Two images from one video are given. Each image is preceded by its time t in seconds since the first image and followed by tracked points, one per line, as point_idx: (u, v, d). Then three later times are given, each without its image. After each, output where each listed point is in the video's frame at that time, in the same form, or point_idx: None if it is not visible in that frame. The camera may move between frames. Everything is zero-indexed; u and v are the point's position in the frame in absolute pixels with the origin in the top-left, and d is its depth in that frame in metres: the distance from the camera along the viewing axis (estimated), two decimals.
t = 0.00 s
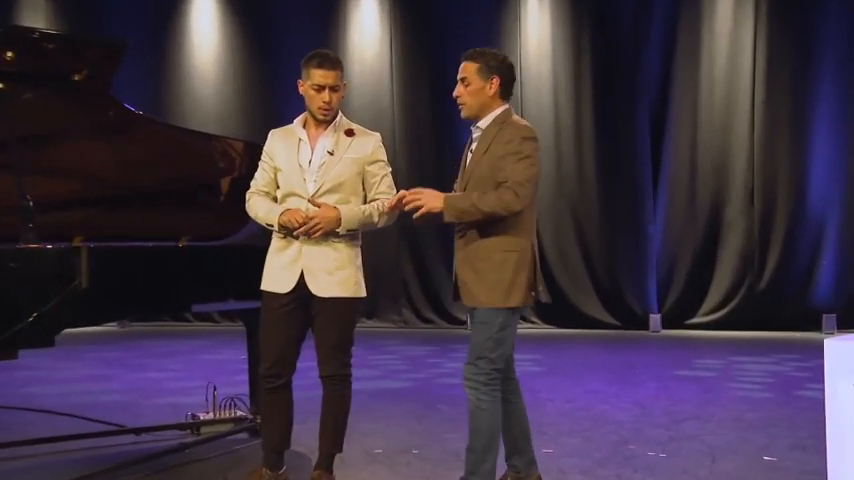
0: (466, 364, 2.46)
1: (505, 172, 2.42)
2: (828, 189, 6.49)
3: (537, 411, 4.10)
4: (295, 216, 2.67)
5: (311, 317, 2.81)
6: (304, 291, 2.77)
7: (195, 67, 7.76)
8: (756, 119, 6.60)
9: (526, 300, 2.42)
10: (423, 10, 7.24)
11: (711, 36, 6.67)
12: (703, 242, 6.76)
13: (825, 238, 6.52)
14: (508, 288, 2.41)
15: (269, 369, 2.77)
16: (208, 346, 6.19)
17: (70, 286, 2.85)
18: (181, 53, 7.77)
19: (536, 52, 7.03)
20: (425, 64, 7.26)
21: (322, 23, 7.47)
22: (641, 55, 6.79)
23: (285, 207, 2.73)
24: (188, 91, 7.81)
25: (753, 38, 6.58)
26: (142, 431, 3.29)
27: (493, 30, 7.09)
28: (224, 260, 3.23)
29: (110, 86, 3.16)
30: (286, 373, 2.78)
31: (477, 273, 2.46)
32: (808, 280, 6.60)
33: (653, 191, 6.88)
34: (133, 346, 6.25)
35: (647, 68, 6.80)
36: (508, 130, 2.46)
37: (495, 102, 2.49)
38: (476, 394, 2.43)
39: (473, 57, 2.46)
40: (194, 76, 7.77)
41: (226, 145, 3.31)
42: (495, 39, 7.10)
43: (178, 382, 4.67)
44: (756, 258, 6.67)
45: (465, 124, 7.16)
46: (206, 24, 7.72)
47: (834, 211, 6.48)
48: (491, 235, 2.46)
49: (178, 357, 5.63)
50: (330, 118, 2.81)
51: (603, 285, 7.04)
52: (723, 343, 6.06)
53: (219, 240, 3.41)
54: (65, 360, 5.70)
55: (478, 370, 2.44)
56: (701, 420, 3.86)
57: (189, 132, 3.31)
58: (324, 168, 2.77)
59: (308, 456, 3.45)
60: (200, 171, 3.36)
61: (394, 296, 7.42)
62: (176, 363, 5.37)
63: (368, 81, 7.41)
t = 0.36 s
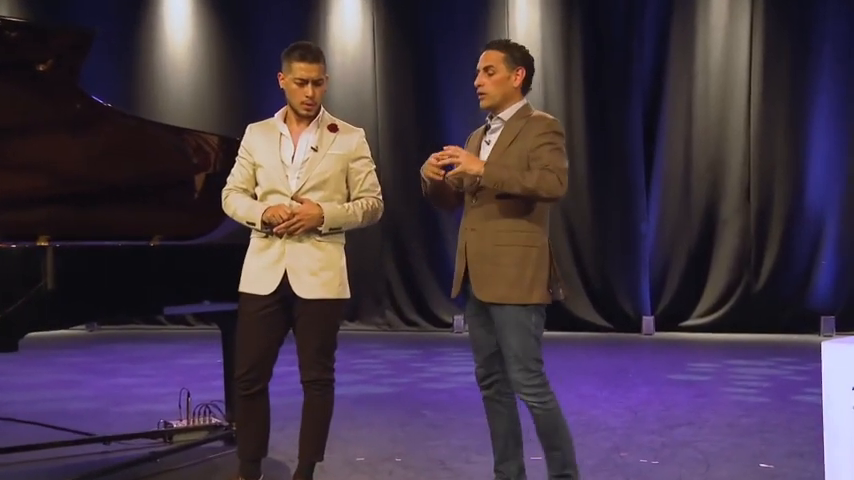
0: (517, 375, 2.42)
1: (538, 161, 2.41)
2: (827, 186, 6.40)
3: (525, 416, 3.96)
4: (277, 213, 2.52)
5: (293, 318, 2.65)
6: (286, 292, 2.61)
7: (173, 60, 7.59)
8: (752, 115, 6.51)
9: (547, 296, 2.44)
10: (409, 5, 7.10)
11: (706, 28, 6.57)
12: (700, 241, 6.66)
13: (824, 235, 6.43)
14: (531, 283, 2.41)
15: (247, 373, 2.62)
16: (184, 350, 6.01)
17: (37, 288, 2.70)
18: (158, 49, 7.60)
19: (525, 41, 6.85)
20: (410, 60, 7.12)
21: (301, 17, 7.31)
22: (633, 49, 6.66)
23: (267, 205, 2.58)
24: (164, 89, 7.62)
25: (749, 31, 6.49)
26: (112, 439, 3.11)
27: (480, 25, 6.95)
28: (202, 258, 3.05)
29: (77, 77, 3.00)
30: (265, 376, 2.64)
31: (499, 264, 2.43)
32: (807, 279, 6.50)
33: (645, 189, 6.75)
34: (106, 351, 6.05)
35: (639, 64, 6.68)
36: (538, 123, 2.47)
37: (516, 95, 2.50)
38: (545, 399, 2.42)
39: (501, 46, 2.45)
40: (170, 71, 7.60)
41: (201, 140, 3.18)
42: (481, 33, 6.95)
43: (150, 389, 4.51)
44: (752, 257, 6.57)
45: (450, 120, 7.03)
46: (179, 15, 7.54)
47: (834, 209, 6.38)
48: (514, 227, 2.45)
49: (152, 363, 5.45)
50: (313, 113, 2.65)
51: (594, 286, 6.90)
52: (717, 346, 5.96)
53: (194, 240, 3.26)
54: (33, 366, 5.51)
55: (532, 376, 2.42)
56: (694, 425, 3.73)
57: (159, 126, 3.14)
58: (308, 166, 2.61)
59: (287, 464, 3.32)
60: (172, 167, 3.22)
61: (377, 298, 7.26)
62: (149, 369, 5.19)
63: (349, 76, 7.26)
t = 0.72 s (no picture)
0: (538, 376, 2.40)
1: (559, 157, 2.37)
2: (818, 187, 6.37)
3: (512, 420, 3.89)
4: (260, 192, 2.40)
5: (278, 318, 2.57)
6: (276, 292, 2.51)
7: (155, 58, 7.48)
8: (743, 113, 6.47)
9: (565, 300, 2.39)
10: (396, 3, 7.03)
11: (697, 25, 6.53)
12: (690, 242, 6.62)
13: (816, 235, 6.40)
14: (550, 284, 2.35)
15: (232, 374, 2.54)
16: (164, 353, 5.90)
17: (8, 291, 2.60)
18: (141, 46, 7.50)
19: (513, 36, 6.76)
20: (396, 59, 7.04)
21: (284, 14, 7.22)
22: (622, 47, 6.61)
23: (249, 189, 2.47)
24: (145, 87, 7.50)
25: (740, 29, 6.45)
26: (87, 445, 3.02)
27: (467, 23, 6.89)
28: (187, 257, 2.99)
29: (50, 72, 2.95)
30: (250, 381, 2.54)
31: (518, 263, 2.37)
32: (798, 280, 6.47)
33: (635, 190, 6.70)
34: (84, 354, 5.94)
35: (628, 63, 6.63)
36: (557, 120, 2.43)
37: (532, 90, 2.47)
38: (563, 399, 2.39)
39: (519, 40, 2.42)
40: (150, 69, 7.49)
41: (178, 134, 3.14)
42: (468, 30, 6.89)
43: (128, 393, 4.41)
44: (743, 257, 6.53)
45: (436, 119, 6.96)
46: (158, 11, 7.47)
47: (826, 209, 6.35)
48: (534, 226, 2.39)
49: (130, 366, 5.35)
50: (296, 112, 2.57)
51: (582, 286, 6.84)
52: (708, 348, 5.91)
53: (170, 240, 3.16)
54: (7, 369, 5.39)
55: (553, 374, 2.40)
56: (685, 429, 3.67)
57: (140, 123, 3.10)
58: (293, 164, 2.54)
59: (271, 465, 3.22)
60: (150, 164, 3.17)
61: (362, 300, 7.18)
62: (128, 372, 5.09)
63: (333, 74, 7.18)
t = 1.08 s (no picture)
0: (531, 376, 2.45)
1: (554, 168, 2.40)
2: (808, 186, 6.36)
3: (501, 422, 3.85)
4: (249, 144, 2.38)
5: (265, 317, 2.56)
6: (267, 284, 2.51)
7: (139, 56, 7.41)
8: (732, 112, 6.47)
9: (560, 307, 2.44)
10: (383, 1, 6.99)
11: (686, 24, 6.52)
12: (679, 242, 6.61)
13: (806, 235, 6.39)
14: (542, 292, 2.40)
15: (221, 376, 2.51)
16: (148, 355, 5.84)
17: None
18: (126, 46, 7.42)
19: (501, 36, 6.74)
20: (384, 58, 7.00)
21: (271, 12, 7.17)
22: (611, 47, 6.59)
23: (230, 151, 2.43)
24: (130, 87, 7.43)
25: (730, 28, 6.44)
26: (69, 449, 2.94)
27: (456, 23, 6.86)
28: (171, 256, 2.96)
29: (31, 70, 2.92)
30: (240, 380, 2.51)
31: (513, 270, 2.43)
32: (788, 280, 6.47)
33: (624, 190, 6.69)
34: (67, 356, 5.87)
35: (617, 63, 6.61)
36: (555, 127, 2.44)
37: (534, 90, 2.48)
38: (555, 401, 2.44)
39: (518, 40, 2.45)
40: (134, 68, 7.42)
41: (160, 133, 3.13)
42: (457, 29, 6.86)
43: (110, 396, 4.36)
44: (733, 257, 6.51)
45: (425, 118, 6.93)
46: (141, 9, 7.40)
47: (816, 209, 6.35)
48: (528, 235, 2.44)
49: (114, 368, 5.29)
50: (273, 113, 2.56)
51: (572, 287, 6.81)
52: (698, 349, 5.90)
53: (152, 238, 3.19)
54: None
55: (546, 375, 2.44)
56: (674, 431, 3.64)
57: (122, 121, 3.07)
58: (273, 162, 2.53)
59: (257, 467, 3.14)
60: (132, 164, 3.10)
61: (350, 301, 7.14)
62: (111, 374, 5.04)
63: (320, 73, 7.13)
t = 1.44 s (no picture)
0: (515, 376, 2.46)
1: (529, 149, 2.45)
2: (800, 188, 6.39)
3: (493, 425, 3.85)
4: (250, 145, 2.41)
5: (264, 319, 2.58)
6: (267, 288, 2.53)
7: (130, 56, 7.39)
8: (724, 114, 6.49)
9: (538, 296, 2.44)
10: (376, 3, 6.99)
11: (678, 26, 6.54)
12: (671, 244, 6.62)
13: (797, 237, 6.41)
14: (526, 278, 2.41)
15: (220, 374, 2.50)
16: (139, 357, 5.82)
17: None
18: (118, 46, 7.40)
19: (494, 38, 6.76)
20: (377, 59, 7.00)
21: (264, 13, 7.16)
22: (604, 49, 6.60)
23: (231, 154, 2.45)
24: (122, 87, 7.41)
25: (722, 30, 6.47)
26: (60, 452, 2.95)
27: (449, 24, 6.86)
28: (164, 262, 2.94)
29: (20, 70, 2.88)
30: (236, 380, 2.51)
31: (495, 260, 2.44)
32: (780, 282, 6.49)
33: (616, 191, 6.70)
34: (58, 358, 5.85)
35: (610, 64, 6.62)
36: (535, 125, 2.51)
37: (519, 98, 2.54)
38: (541, 401, 2.44)
39: (501, 51, 2.48)
40: (126, 68, 7.40)
41: (153, 134, 3.10)
42: (449, 30, 6.86)
43: (101, 398, 4.35)
44: (725, 259, 6.53)
45: (417, 119, 6.92)
46: (133, 9, 7.38)
47: (807, 210, 6.36)
48: (509, 224, 2.45)
49: (104, 370, 5.27)
50: (271, 116, 2.56)
51: (565, 289, 6.82)
52: (690, 351, 5.91)
53: (144, 240, 3.17)
54: None
55: (529, 377, 2.45)
56: (666, 432, 3.65)
57: (113, 122, 3.05)
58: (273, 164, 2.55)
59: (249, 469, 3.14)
60: (125, 166, 3.11)
61: (342, 303, 7.13)
62: (102, 376, 5.02)
63: (312, 74, 7.13)
